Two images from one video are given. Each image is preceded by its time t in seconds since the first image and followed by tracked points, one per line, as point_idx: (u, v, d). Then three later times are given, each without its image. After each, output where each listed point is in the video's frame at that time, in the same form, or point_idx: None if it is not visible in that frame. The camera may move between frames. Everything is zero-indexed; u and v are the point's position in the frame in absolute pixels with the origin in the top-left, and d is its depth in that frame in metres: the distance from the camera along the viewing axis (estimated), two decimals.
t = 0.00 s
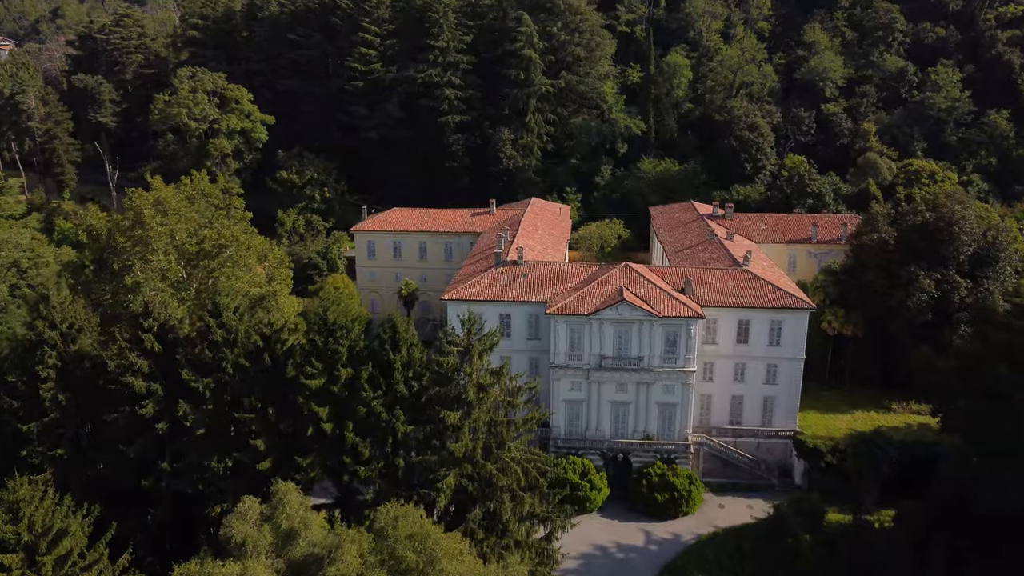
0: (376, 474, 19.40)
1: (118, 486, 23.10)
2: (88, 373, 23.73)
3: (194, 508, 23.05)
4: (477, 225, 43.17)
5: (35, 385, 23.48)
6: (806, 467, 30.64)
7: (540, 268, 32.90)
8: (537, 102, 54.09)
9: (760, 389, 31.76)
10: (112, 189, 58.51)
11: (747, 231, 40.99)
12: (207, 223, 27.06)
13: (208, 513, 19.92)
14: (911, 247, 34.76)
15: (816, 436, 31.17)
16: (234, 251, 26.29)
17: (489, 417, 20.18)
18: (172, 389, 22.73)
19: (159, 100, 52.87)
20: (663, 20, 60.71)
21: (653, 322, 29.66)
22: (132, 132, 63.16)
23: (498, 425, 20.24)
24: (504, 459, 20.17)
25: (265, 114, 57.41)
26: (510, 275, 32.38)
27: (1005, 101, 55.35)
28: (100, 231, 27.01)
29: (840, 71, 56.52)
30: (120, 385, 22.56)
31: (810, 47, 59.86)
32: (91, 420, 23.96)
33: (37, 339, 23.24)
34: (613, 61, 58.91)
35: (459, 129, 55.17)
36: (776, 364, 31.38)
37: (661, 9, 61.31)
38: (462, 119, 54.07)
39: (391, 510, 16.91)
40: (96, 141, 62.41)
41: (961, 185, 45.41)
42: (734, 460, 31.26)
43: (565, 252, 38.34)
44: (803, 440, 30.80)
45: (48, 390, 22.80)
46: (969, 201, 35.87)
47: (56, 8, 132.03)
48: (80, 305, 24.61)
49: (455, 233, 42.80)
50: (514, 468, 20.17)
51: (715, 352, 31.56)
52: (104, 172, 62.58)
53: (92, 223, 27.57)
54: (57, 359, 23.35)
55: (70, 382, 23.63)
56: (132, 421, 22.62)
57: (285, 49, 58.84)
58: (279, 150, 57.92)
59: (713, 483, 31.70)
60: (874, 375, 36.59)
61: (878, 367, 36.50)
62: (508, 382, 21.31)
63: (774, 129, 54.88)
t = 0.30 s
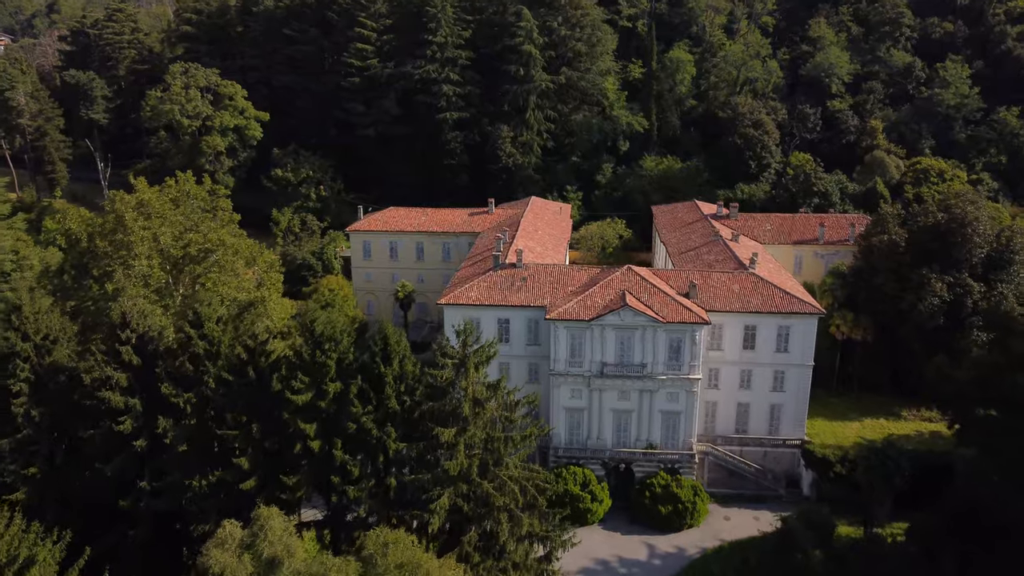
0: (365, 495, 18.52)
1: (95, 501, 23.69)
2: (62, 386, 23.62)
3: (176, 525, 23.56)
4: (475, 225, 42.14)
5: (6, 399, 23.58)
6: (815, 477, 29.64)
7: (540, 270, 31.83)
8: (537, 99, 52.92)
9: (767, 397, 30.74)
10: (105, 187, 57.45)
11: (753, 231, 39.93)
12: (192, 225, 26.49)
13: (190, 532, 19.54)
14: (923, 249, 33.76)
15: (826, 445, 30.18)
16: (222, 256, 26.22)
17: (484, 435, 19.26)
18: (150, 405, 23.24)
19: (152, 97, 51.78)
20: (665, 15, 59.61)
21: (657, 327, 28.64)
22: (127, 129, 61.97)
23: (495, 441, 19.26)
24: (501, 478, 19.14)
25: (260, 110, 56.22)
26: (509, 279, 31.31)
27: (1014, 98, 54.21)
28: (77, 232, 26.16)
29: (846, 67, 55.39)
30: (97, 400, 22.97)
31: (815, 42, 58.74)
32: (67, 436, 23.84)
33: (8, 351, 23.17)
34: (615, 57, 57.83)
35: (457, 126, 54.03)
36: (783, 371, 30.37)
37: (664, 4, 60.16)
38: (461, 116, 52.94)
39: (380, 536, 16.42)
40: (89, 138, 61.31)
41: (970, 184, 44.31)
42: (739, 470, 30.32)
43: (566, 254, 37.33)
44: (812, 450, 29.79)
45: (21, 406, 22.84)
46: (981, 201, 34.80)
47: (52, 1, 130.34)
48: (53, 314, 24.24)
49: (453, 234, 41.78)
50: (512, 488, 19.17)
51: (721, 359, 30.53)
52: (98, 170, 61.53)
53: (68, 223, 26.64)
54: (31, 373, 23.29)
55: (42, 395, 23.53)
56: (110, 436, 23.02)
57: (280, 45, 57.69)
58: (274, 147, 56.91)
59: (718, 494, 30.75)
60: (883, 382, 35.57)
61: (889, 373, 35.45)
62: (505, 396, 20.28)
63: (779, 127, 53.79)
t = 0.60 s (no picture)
0: (355, 516, 18.40)
1: (71, 519, 24.01)
2: (37, 400, 23.44)
3: (157, 543, 23.03)
4: (473, 225, 41.08)
5: None
6: (823, 488, 28.66)
7: (541, 272, 30.87)
8: (537, 95, 51.78)
9: (774, 404, 29.76)
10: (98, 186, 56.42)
11: (757, 232, 38.93)
12: (176, 229, 26.02)
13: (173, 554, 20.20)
14: (934, 251, 32.71)
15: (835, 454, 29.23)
16: (208, 261, 25.65)
17: (480, 452, 18.77)
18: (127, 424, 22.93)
19: (144, 94, 50.71)
20: (667, 9, 58.46)
21: (660, 333, 27.64)
22: (119, 126, 60.87)
23: (491, 459, 18.91)
24: (498, 497, 18.82)
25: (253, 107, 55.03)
26: (507, 282, 30.26)
27: None
28: (55, 237, 25.47)
29: (853, 63, 54.25)
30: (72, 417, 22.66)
31: (820, 38, 57.59)
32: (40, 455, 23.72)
33: None
34: (616, 53, 56.76)
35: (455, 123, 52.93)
36: (791, 378, 29.38)
37: None
38: (459, 112, 51.82)
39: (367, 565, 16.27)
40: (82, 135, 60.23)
41: (980, 183, 43.28)
42: (745, 480, 29.36)
43: (565, 255, 36.37)
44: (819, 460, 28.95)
45: None
46: (995, 202, 33.73)
47: None
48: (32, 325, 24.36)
49: (450, 234, 40.77)
50: (509, 507, 18.83)
51: (728, 365, 29.54)
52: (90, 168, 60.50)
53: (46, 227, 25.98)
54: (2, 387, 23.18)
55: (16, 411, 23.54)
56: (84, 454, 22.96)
57: (274, 40, 56.49)
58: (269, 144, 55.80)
59: (723, 504, 29.84)
60: (893, 387, 34.59)
61: (899, 379, 34.43)
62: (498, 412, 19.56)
63: (784, 124, 52.69)
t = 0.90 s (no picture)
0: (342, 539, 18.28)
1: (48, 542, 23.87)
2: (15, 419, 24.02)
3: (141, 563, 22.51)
4: (470, 225, 40.05)
5: None
6: (832, 500, 27.68)
7: (540, 275, 29.92)
8: (537, 92, 50.67)
9: (782, 412, 28.77)
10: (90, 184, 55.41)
11: (762, 232, 37.93)
12: (160, 234, 25.36)
13: None
14: (945, 254, 31.73)
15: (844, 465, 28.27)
16: (192, 266, 24.94)
17: (476, 471, 18.45)
18: (100, 443, 22.26)
19: (136, 90, 49.65)
20: (670, 4, 57.33)
21: (664, 340, 26.63)
22: (112, 123, 59.77)
23: (488, 478, 18.57)
24: (495, 519, 18.38)
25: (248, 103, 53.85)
26: (506, 286, 29.27)
27: None
28: (30, 242, 24.62)
29: (859, 59, 53.19)
30: (43, 435, 21.71)
31: (825, 33, 56.52)
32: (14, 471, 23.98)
33: None
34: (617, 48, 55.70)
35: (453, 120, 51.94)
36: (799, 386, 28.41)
37: None
38: (457, 110, 50.81)
39: None
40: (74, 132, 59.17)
41: (990, 182, 42.30)
42: (751, 492, 28.40)
43: (565, 257, 35.40)
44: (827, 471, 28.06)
45: None
46: (1009, 203, 32.70)
47: None
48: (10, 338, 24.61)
49: (446, 235, 39.82)
50: (505, 531, 18.43)
51: (734, 373, 28.55)
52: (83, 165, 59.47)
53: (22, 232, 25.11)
54: None
55: None
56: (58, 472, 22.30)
57: (269, 35, 55.30)
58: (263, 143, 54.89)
59: (729, 516, 28.93)
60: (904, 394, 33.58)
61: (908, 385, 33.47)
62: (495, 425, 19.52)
63: (789, 121, 51.62)
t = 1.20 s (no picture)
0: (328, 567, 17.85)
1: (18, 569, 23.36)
2: None
3: None
4: (468, 224, 39.04)
5: None
6: (841, 512, 26.62)
7: (539, 278, 28.96)
8: (537, 88, 49.57)
9: (790, 421, 27.80)
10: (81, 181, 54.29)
11: (769, 233, 36.92)
12: (143, 237, 24.77)
13: None
14: (958, 255, 30.78)
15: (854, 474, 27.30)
16: (176, 273, 24.54)
17: (470, 495, 18.24)
18: (72, 464, 22.11)
19: (127, 86, 48.54)
20: None
21: (668, 347, 25.64)
22: (104, 119, 58.61)
23: (483, 501, 18.44)
24: (490, 543, 18.23)
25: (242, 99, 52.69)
26: (504, 290, 28.32)
27: None
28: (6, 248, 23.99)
29: (865, 54, 52.11)
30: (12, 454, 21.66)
31: (830, 28, 55.39)
32: None
33: None
34: (619, 43, 54.58)
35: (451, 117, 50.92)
36: (808, 394, 27.43)
37: None
38: (455, 106, 49.79)
39: None
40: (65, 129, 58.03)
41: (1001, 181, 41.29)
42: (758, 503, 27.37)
43: (565, 258, 34.37)
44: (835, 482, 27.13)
45: None
46: None
47: None
48: None
49: (444, 235, 38.80)
50: (501, 556, 18.32)
51: (740, 380, 27.58)
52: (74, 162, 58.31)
53: None
54: None
55: None
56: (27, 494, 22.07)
57: (263, 29, 54.19)
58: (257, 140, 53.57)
59: (735, 528, 28.00)
60: (913, 399, 32.59)
61: (919, 391, 32.45)
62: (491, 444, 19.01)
63: (794, 118, 50.53)
